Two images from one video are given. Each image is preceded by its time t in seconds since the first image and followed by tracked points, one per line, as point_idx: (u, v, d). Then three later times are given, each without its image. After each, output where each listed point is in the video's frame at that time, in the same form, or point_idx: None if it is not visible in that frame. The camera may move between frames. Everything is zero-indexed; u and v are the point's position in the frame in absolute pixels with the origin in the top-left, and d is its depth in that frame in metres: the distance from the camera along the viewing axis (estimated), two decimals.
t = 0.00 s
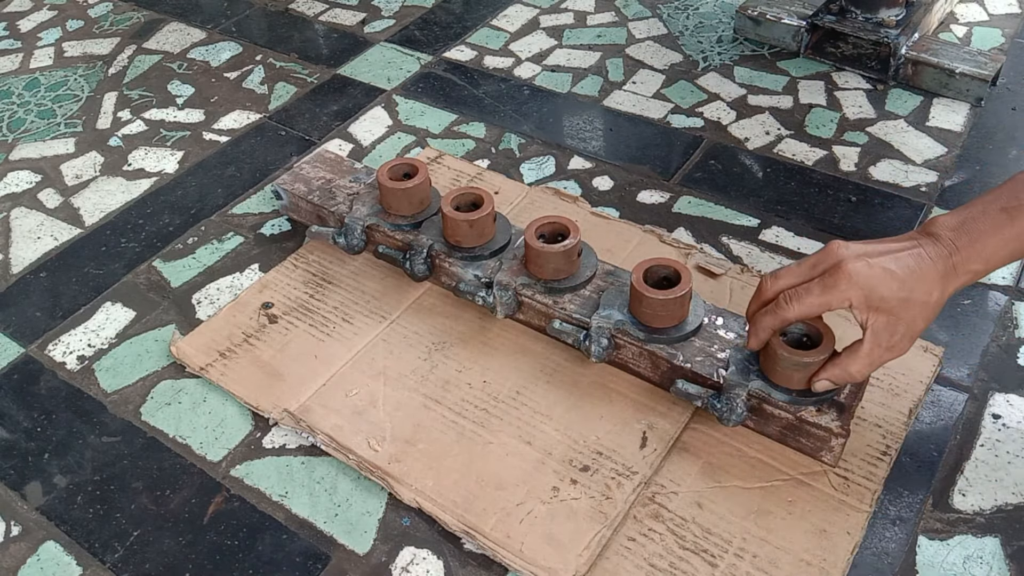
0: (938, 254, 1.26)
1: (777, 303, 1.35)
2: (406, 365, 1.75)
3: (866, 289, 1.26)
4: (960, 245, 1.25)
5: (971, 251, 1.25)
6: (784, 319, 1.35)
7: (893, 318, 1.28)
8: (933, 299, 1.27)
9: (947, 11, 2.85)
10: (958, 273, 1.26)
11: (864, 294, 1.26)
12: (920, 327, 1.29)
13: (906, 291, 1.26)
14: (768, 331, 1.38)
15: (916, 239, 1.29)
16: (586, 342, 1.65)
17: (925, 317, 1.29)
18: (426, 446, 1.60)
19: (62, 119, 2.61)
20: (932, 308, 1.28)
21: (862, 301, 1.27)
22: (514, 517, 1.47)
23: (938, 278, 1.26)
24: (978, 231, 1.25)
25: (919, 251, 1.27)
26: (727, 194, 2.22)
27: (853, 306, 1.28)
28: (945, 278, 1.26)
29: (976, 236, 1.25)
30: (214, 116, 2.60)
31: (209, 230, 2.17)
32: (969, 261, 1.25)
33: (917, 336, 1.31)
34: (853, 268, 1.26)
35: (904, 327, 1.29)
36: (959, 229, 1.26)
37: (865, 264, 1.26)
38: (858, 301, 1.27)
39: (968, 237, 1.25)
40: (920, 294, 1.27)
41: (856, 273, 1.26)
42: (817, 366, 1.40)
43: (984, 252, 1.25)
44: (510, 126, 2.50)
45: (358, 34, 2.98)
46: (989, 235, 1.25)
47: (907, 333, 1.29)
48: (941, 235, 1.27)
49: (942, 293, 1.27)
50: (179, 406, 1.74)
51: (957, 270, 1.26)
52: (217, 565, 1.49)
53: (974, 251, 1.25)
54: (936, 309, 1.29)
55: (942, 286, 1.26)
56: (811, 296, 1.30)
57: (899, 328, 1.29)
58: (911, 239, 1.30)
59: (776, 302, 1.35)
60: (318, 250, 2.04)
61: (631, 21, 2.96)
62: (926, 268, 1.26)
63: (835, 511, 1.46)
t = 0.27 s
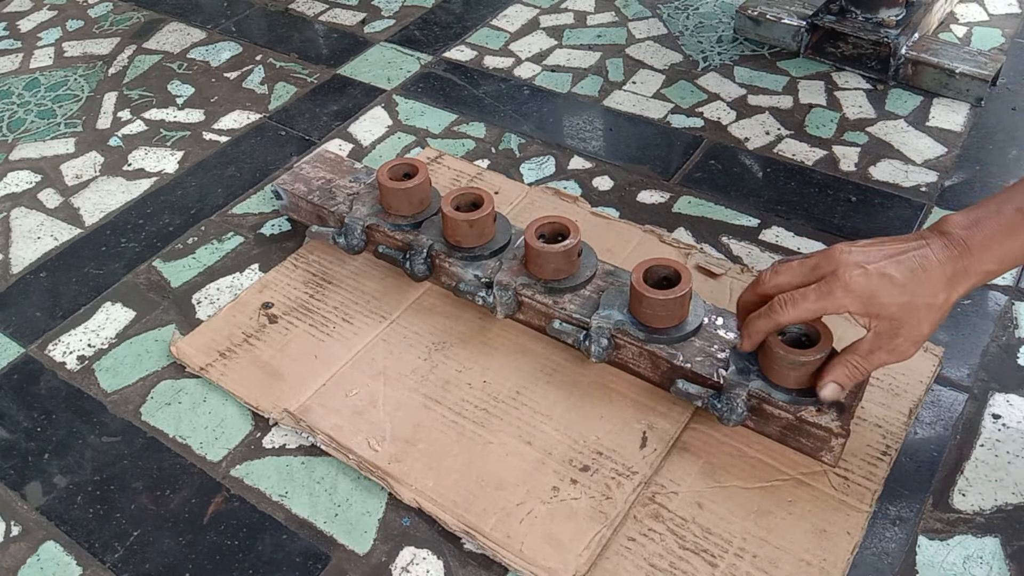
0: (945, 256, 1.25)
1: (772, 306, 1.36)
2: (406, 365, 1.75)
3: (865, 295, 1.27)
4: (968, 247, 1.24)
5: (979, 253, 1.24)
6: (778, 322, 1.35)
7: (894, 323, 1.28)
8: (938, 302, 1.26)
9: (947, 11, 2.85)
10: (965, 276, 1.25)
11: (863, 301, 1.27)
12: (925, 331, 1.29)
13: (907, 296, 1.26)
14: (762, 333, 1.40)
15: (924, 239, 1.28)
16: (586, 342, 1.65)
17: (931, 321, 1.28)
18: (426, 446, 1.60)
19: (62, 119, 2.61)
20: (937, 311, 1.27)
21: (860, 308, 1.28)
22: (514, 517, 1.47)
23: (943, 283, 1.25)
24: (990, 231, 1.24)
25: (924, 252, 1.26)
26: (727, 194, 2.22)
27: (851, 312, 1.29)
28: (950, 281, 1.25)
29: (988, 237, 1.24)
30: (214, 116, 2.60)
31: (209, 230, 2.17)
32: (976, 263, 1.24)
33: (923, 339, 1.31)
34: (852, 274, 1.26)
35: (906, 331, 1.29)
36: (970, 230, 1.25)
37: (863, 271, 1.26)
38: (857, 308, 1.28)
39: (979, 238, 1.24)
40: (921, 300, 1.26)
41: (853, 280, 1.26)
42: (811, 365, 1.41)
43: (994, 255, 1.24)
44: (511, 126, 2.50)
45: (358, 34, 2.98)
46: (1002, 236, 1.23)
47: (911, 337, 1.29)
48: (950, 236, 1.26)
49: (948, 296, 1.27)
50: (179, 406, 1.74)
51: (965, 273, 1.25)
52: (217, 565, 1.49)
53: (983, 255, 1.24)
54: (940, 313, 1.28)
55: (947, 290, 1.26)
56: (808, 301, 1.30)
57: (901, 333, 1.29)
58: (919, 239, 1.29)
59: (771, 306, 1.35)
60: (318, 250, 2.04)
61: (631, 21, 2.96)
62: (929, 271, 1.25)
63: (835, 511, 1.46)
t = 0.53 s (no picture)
0: (932, 259, 1.27)
1: (768, 308, 1.40)
2: (406, 365, 1.75)
3: (854, 297, 1.29)
4: (955, 250, 1.26)
5: (965, 256, 1.25)
6: (774, 322, 1.40)
7: (884, 325, 1.31)
8: (927, 305, 1.28)
9: (947, 11, 2.85)
10: (953, 278, 1.27)
11: (853, 303, 1.30)
12: (915, 333, 1.31)
13: (896, 298, 1.28)
14: (760, 334, 1.45)
15: (913, 241, 1.30)
16: (586, 342, 1.65)
17: (920, 322, 1.30)
18: (426, 446, 1.60)
19: (62, 119, 2.61)
20: (927, 313, 1.29)
21: (851, 310, 1.31)
22: (514, 517, 1.47)
23: (933, 284, 1.27)
24: (977, 234, 1.25)
25: (912, 255, 1.28)
26: (727, 195, 2.22)
27: (841, 314, 1.32)
28: (938, 283, 1.27)
29: (974, 240, 1.25)
30: (214, 116, 2.60)
31: (209, 230, 2.17)
32: (964, 265, 1.26)
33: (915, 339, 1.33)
34: (841, 276, 1.29)
35: (896, 333, 1.31)
36: (957, 232, 1.27)
37: (852, 273, 1.29)
38: (846, 310, 1.31)
39: (965, 241, 1.26)
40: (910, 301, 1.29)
41: (842, 282, 1.29)
42: (816, 362, 1.40)
43: (982, 256, 1.25)
44: (510, 126, 2.50)
45: (358, 34, 2.98)
46: (989, 238, 1.24)
47: (901, 339, 1.32)
48: (938, 238, 1.28)
49: (937, 298, 1.28)
50: (179, 406, 1.74)
51: (954, 274, 1.26)
52: (217, 565, 1.49)
53: (970, 257, 1.25)
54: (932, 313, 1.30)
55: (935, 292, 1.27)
56: (799, 303, 1.34)
57: (891, 335, 1.32)
58: (908, 240, 1.30)
59: (767, 307, 1.40)
60: (318, 250, 2.04)
61: (631, 21, 2.96)
62: (917, 274, 1.27)
63: (835, 511, 1.46)
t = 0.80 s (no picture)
0: (911, 247, 1.28)
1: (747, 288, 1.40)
2: (406, 365, 1.75)
3: (834, 274, 1.28)
4: (934, 238, 1.27)
5: (944, 245, 1.26)
6: (751, 304, 1.40)
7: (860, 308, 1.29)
8: (903, 292, 1.28)
9: (947, 11, 2.86)
10: (930, 267, 1.27)
11: (832, 281, 1.29)
12: (890, 322, 1.30)
13: (874, 281, 1.27)
14: (736, 315, 1.44)
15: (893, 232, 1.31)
16: (586, 342, 1.65)
17: (894, 312, 1.29)
18: (426, 446, 1.60)
19: (62, 119, 2.61)
20: (902, 302, 1.29)
21: (829, 289, 1.29)
22: (514, 517, 1.47)
23: (911, 271, 1.27)
24: (955, 224, 1.26)
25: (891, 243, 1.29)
26: (727, 195, 2.22)
27: (819, 293, 1.30)
28: (915, 270, 1.27)
29: (952, 230, 1.26)
30: (214, 116, 2.60)
31: (209, 230, 2.17)
32: (941, 255, 1.26)
33: (889, 331, 1.32)
34: (820, 254, 1.29)
35: (870, 319, 1.30)
36: (936, 224, 1.28)
37: (833, 250, 1.28)
38: (824, 287, 1.29)
39: (944, 231, 1.27)
40: (888, 286, 1.28)
41: (822, 257, 1.28)
42: (790, 347, 1.40)
43: (960, 248, 1.26)
44: (510, 126, 2.50)
45: (358, 34, 2.98)
46: (966, 228, 1.25)
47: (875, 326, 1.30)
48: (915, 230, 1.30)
49: (913, 287, 1.28)
50: (179, 406, 1.74)
51: (931, 263, 1.27)
52: (217, 565, 1.49)
53: (949, 248, 1.26)
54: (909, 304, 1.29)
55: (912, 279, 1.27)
56: (777, 280, 1.34)
57: (866, 320, 1.30)
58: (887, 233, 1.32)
59: (746, 287, 1.40)
60: (318, 250, 2.04)
61: (631, 21, 2.96)
62: (896, 261, 1.27)
63: (835, 511, 1.46)
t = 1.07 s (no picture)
0: (845, 327, 1.13)
1: (682, 378, 1.26)
2: (406, 365, 1.75)
3: (769, 365, 1.15)
4: (865, 319, 1.12)
5: (876, 328, 1.11)
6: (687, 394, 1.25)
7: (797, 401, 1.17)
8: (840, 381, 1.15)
9: (947, 11, 2.85)
10: (864, 349, 1.13)
11: (766, 374, 1.15)
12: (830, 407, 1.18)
13: (813, 367, 1.14)
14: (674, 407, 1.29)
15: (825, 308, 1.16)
16: (586, 342, 1.66)
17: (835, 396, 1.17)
18: (426, 446, 1.60)
19: (62, 119, 2.61)
20: (840, 386, 1.16)
21: (768, 378, 1.16)
22: (514, 517, 1.47)
23: (849, 354, 1.13)
24: (885, 301, 1.10)
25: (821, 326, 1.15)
26: (727, 195, 2.22)
27: (759, 382, 1.17)
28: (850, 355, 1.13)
29: (884, 308, 1.10)
30: (214, 116, 2.60)
31: (209, 230, 2.17)
32: (875, 334, 1.11)
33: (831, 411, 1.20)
34: (754, 343, 1.16)
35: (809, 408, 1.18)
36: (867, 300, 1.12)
37: (764, 341, 1.14)
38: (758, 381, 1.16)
39: (875, 311, 1.11)
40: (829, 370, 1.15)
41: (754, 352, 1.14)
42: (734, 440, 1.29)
43: (902, 324, 1.10)
44: (510, 126, 2.50)
45: (358, 34, 2.98)
46: (895, 307, 1.09)
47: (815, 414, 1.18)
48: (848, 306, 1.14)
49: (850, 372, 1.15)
50: (179, 406, 1.74)
51: (871, 342, 1.12)
52: (217, 565, 1.49)
53: (889, 325, 1.10)
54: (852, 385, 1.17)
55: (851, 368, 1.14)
56: (715, 371, 1.20)
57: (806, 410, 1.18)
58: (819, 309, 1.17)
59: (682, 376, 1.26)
60: (318, 250, 2.04)
61: (631, 21, 2.96)
62: (832, 342, 1.13)
63: (835, 511, 1.46)
